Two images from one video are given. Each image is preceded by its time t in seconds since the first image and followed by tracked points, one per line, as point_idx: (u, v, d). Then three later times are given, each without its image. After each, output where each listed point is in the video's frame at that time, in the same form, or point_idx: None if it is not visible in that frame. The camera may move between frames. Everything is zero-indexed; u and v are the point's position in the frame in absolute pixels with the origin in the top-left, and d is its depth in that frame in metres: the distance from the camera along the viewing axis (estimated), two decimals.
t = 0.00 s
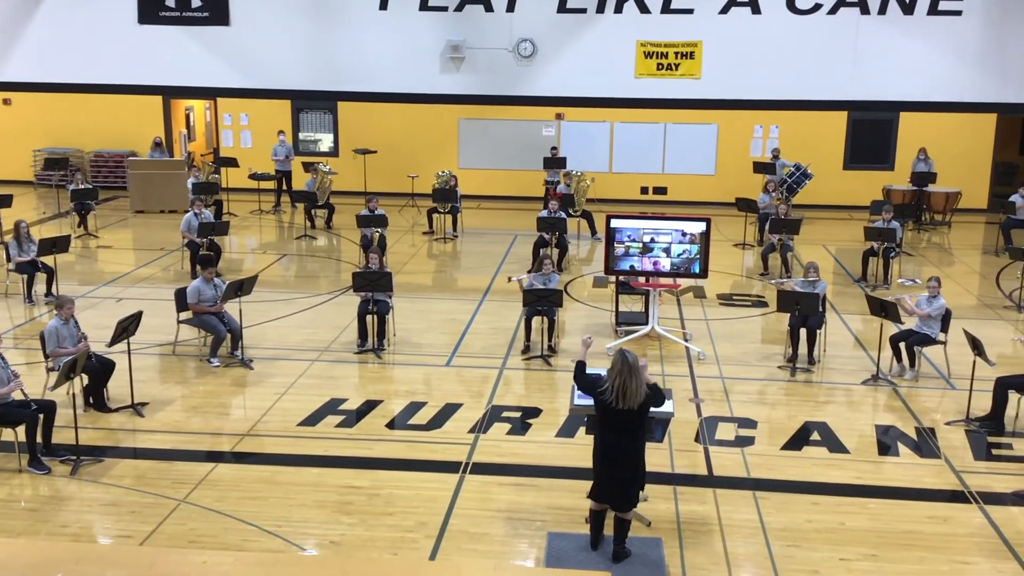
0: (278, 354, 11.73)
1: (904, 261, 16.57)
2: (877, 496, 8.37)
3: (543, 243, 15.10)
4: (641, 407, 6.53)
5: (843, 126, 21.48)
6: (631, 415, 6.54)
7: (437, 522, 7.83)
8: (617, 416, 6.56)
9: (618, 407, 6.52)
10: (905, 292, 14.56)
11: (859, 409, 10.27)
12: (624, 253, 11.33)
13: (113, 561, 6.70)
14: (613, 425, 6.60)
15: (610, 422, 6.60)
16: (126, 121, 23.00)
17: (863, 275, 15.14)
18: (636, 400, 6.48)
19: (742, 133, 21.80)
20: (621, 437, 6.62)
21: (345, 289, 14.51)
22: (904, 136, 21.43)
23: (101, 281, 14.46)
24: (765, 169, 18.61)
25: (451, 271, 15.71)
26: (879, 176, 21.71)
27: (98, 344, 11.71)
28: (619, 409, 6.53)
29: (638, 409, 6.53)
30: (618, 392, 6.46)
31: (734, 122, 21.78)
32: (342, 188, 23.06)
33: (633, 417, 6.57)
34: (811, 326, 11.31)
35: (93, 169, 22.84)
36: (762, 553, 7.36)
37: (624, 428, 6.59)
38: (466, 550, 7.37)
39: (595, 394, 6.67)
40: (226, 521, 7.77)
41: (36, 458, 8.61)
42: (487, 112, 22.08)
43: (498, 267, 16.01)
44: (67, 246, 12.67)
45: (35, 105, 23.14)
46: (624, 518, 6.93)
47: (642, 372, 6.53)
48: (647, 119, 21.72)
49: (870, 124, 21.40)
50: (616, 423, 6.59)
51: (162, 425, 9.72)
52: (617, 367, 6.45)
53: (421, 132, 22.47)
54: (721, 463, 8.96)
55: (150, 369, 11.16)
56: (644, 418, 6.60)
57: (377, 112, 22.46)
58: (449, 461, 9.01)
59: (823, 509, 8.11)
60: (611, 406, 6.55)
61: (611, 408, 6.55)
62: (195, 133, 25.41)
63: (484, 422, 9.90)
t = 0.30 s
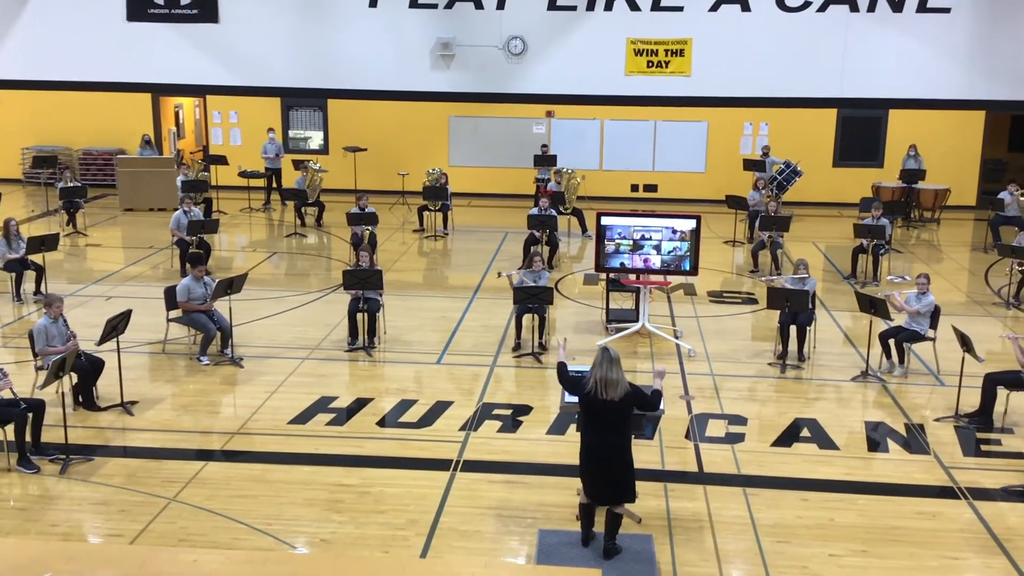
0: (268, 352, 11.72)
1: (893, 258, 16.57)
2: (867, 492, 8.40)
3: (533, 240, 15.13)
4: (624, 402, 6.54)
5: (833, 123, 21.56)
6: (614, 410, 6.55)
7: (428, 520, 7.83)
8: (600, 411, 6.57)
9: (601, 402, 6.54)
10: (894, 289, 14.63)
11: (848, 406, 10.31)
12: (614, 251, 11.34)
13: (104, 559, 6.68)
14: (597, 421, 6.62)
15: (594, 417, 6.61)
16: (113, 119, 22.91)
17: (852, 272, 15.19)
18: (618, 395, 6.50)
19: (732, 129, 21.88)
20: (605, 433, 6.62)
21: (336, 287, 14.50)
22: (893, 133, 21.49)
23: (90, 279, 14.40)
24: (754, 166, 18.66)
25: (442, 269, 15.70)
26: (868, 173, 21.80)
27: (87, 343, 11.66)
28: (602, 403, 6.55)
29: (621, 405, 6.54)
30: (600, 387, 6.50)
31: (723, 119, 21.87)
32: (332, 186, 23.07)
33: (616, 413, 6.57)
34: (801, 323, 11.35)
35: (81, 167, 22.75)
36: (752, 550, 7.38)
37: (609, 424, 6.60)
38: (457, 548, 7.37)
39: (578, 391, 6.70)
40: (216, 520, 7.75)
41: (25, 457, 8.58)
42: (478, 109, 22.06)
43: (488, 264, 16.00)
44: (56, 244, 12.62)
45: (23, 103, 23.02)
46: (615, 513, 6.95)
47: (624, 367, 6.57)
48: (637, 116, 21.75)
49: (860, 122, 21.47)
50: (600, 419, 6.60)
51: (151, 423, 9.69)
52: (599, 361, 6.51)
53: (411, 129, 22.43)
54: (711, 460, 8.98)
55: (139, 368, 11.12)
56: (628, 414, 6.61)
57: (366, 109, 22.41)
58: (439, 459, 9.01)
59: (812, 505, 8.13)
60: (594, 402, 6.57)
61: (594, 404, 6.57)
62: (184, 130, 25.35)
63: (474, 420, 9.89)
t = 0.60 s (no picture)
0: (257, 353, 11.69)
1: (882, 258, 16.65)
2: (857, 492, 8.42)
3: (524, 240, 15.13)
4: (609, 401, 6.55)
5: (822, 124, 21.62)
6: (599, 408, 6.56)
7: (419, 520, 7.82)
8: (585, 410, 6.57)
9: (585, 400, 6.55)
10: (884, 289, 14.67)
11: (838, 405, 10.33)
12: (604, 251, 11.35)
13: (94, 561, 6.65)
14: (582, 419, 6.62)
15: (579, 415, 6.62)
16: (103, 119, 22.84)
17: (841, 272, 15.22)
18: (601, 392, 6.51)
19: (722, 129, 21.91)
20: (591, 430, 6.64)
21: (326, 287, 14.47)
22: (882, 133, 21.57)
23: (80, 280, 14.36)
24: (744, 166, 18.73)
25: (432, 269, 15.68)
26: (858, 173, 21.88)
27: (76, 343, 11.62)
28: (587, 402, 6.55)
29: (605, 402, 6.56)
30: (585, 386, 6.51)
31: (714, 119, 21.86)
32: (322, 187, 22.99)
33: (601, 410, 6.58)
34: (791, 323, 11.38)
35: (70, 167, 22.68)
36: (743, 550, 7.39)
37: (594, 422, 6.61)
38: (448, 549, 7.36)
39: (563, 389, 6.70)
40: (206, 521, 7.73)
41: (13, 459, 8.54)
42: (469, 109, 22.07)
43: (478, 265, 15.98)
44: (45, 244, 12.58)
45: (12, 103, 22.94)
46: (605, 512, 6.96)
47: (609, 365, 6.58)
48: (627, 116, 21.81)
49: (849, 122, 21.54)
50: (585, 416, 6.60)
51: (141, 425, 9.66)
52: (583, 359, 6.52)
53: (401, 130, 22.41)
54: (701, 460, 8.99)
55: (129, 369, 11.09)
56: (614, 411, 6.61)
57: (355, 108, 22.42)
58: (430, 459, 9.01)
59: (802, 504, 8.15)
60: (579, 400, 6.58)
61: (579, 402, 6.58)
62: (174, 130, 25.30)
63: (465, 421, 9.88)
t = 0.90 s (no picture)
0: (247, 353, 11.67)
1: (872, 257, 16.72)
2: (847, 490, 8.45)
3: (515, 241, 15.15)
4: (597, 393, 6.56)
5: (812, 123, 21.68)
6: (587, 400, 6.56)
7: (409, 521, 7.82)
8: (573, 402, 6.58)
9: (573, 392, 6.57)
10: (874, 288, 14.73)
11: (828, 404, 10.36)
12: (595, 251, 11.37)
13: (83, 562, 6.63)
14: (570, 411, 6.63)
15: (567, 407, 6.63)
16: (93, 120, 22.74)
17: (831, 272, 15.27)
18: (589, 384, 6.54)
19: (711, 132, 21.90)
20: (579, 423, 6.64)
21: (317, 288, 14.46)
22: (871, 132, 21.66)
23: (69, 280, 14.30)
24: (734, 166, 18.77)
25: (424, 269, 15.67)
26: (847, 173, 21.97)
27: (65, 344, 11.57)
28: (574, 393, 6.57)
29: (592, 394, 6.57)
30: (574, 377, 6.55)
31: (705, 118, 21.83)
32: (312, 187, 23.00)
33: (589, 403, 6.59)
34: (781, 323, 11.40)
35: (59, 167, 22.58)
36: (733, 549, 7.40)
37: (581, 414, 6.62)
38: (438, 549, 7.36)
39: (553, 381, 6.75)
40: (196, 522, 7.71)
41: (2, 460, 8.51)
42: (459, 109, 22.09)
43: (469, 265, 15.96)
44: (33, 245, 12.53)
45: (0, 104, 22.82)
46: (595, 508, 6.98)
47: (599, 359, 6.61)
48: (617, 116, 21.85)
49: (838, 122, 21.58)
50: (572, 408, 6.62)
51: (131, 426, 9.63)
52: (573, 351, 6.56)
53: (392, 129, 22.39)
54: (692, 459, 9.01)
55: (118, 370, 11.06)
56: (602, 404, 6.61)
57: (345, 109, 22.31)
58: (421, 459, 9.00)
59: (792, 503, 8.17)
60: (566, 391, 6.61)
61: (567, 394, 6.61)
62: (163, 130, 25.23)
63: (456, 421, 9.88)
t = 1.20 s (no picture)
0: (236, 352, 11.65)
1: (860, 255, 16.79)
2: (835, 487, 8.48)
3: (504, 239, 15.15)
4: (584, 393, 6.57)
5: (801, 122, 21.71)
6: (573, 399, 6.58)
7: (399, 519, 7.81)
8: (559, 400, 6.61)
9: (559, 391, 6.59)
10: (862, 285, 14.78)
11: (817, 402, 10.39)
12: (585, 249, 11.36)
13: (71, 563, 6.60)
14: (557, 410, 6.66)
15: (554, 405, 6.66)
16: (78, 118, 22.57)
17: (820, 269, 15.33)
18: (574, 384, 6.56)
19: (699, 135, 21.92)
20: (564, 422, 6.67)
21: (307, 286, 14.44)
22: (859, 131, 21.70)
23: (56, 280, 14.24)
24: (723, 164, 18.80)
25: (413, 268, 15.66)
26: (835, 171, 22.05)
27: (52, 343, 11.53)
28: (561, 392, 6.60)
29: (578, 395, 6.58)
30: (562, 376, 6.59)
31: (693, 117, 21.81)
32: (300, 186, 22.95)
33: (574, 403, 6.60)
34: (769, 320, 11.43)
35: (46, 166, 22.47)
36: (723, 546, 7.42)
37: (567, 414, 6.64)
38: (428, 547, 7.36)
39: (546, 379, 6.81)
40: (185, 522, 7.69)
41: None
42: (449, 108, 22.09)
43: (459, 263, 15.96)
44: (20, 244, 12.46)
45: None
46: (589, 504, 7.06)
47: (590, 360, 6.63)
48: (606, 114, 21.87)
49: (827, 120, 21.65)
50: (558, 407, 6.65)
51: (119, 425, 9.59)
52: (564, 350, 6.61)
53: (381, 127, 22.35)
54: (681, 457, 9.02)
55: (106, 369, 11.01)
56: (590, 405, 6.62)
57: (334, 108, 22.26)
58: (411, 458, 8.99)
59: (781, 500, 8.20)
60: (553, 390, 6.65)
61: (554, 392, 6.64)
62: (151, 129, 25.14)
63: (446, 419, 9.88)
